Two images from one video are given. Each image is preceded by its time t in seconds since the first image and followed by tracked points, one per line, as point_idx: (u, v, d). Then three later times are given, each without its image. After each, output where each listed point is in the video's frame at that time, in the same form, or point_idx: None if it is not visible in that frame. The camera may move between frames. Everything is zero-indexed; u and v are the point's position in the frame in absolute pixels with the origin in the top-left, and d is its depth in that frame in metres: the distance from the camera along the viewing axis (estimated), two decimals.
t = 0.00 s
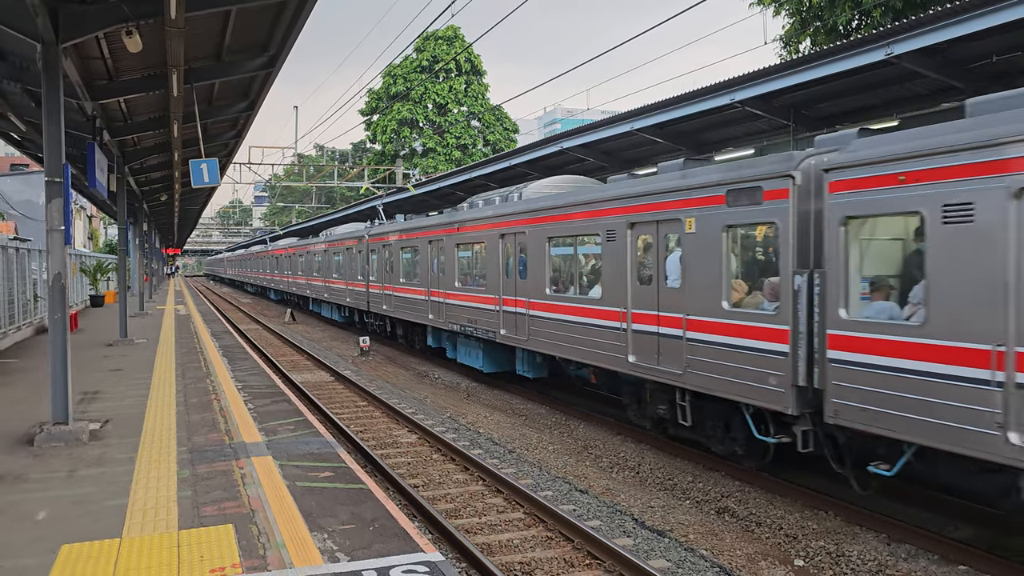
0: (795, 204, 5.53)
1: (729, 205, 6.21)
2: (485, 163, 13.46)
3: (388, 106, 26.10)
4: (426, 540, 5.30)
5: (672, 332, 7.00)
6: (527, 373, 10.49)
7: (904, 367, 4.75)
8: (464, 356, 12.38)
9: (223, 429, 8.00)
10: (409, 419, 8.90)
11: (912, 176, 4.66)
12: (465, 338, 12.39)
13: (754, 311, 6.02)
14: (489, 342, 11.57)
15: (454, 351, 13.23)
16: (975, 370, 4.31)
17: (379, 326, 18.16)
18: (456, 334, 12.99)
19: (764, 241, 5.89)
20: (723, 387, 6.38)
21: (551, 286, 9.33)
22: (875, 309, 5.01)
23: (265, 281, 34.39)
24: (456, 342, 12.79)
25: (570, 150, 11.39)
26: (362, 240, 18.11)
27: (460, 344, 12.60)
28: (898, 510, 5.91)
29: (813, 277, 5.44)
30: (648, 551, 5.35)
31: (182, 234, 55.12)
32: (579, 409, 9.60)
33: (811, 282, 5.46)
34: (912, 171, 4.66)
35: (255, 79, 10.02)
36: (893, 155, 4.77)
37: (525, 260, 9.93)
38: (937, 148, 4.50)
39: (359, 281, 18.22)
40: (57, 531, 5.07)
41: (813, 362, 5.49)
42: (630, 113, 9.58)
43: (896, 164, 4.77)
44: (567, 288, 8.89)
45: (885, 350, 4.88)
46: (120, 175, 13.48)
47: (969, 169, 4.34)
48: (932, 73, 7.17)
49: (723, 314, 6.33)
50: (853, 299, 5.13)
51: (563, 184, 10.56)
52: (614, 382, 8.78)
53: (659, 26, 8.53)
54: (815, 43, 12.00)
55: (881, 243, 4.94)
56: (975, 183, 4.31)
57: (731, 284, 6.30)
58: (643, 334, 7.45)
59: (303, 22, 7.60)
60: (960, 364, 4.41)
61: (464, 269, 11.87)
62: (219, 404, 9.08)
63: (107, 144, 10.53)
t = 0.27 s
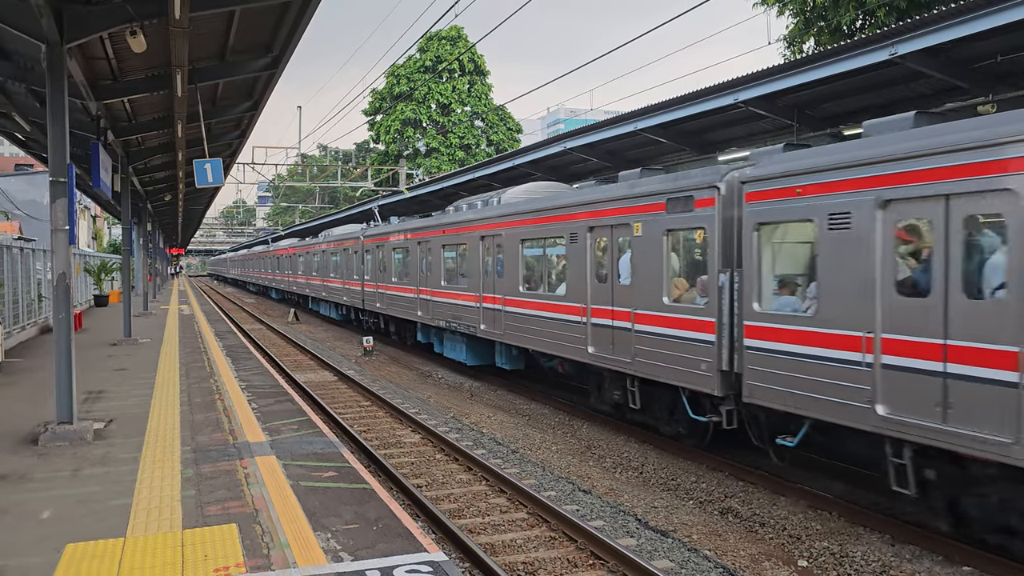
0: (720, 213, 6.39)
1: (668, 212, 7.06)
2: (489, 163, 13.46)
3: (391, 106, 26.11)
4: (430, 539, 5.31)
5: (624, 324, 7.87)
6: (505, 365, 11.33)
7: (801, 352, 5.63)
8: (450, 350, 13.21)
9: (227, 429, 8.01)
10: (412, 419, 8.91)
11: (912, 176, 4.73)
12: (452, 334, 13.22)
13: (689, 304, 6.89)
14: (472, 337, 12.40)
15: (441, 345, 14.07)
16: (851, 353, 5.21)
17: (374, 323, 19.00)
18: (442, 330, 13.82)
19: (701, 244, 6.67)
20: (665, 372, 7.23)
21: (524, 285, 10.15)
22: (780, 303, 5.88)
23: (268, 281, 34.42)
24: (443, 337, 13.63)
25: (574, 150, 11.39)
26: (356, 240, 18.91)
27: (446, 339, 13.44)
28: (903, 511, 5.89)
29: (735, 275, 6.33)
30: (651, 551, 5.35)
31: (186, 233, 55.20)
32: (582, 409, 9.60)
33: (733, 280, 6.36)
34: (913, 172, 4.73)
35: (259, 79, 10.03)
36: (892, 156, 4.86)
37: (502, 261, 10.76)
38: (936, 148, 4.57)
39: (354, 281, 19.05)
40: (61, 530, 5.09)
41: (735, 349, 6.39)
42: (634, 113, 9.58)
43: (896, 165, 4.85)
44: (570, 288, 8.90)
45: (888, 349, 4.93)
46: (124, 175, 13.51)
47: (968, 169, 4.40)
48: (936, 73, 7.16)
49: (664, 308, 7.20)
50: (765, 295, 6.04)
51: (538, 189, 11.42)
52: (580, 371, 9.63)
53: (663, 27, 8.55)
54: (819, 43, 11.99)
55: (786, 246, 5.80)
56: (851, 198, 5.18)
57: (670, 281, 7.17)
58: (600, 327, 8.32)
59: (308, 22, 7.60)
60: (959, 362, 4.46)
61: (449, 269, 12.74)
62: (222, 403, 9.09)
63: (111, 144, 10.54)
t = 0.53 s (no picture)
0: (659, 219, 7.24)
1: (619, 216, 7.92)
2: (492, 163, 13.45)
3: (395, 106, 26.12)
4: (433, 539, 5.31)
5: (584, 318, 8.72)
6: (487, 358, 12.12)
7: (723, 340, 6.45)
8: (438, 346, 13.96)
9: (230, 429, 8.01)
10: (415, 419, 8.91)
11: (914, 176, 4.72)
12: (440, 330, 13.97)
13: (637, 299, 7.72)
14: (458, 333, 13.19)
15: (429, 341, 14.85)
16: (760, 340, 6.08)
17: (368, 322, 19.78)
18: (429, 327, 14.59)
19: (650, 246, 7.47)
20: (619, 360, 8.05)
21: (501, 283, 10.90)
22: (708, 298, 6.69)
23: (272, 281, 34.47)
24: (431, 333, 14.37)
25: (578, 150, 11.39)
26: (351, 241, 19.62)
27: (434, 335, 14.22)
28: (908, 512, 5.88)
29: (671, 274, 7.16)
30: (655, 551, 5.35)
31: (190, 234, 55.30)
32: (586, 409, 9.61)
33: (670, 278, 7.20)
34: (915, 172, 4.72)
35: (263, 79, 10.04)
36: (894, 156, 4.86)
37: (482, 261, 11.52)
38: (938, 149, 4.56)
39: (351, 280, 19.59)
40: (66, 529, 5.10)
41: (672, 339, 7.23)
42: (638, 113, 9.57)
43: (897, 165, 4.85)
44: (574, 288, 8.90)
45: (892, 350, 4.91)
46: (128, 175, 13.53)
47: (969, 169, 4.39)
48: (940, 73, 7.15)
49: (616, 303, 8.03)
50: (694, 290, 6.86)
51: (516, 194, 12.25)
52: (551, 362, 10.37)
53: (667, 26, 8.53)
54: (823, 43, 11.97)
55: (714, 249, 6.60)
56: (757, 208, 6.05)
57: (622, 279, 7.99)
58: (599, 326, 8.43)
59: (312, 22, 7.61)
60: (960, 364, 4.46)
61: (436, 268, 13.49)
62: (226, 403, 9.10)
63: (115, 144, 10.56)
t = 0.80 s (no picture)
0: (609, 224, 8.12)
1: (578, 221, 8.74)
2: (496, 163, 13.44)
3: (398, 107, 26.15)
4: (436, 540, 5.31)
5: (549, 313, 9.51)
6: (468, 351, 12.84)
7: (661, 331, 7.29)
8: (427, 341, 14.64)
9: (234, 428, 8.03)
10: (419, 419, 8.92)
11: (918, 176, 4.64)
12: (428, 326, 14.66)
13: (593, 296, 8.52)
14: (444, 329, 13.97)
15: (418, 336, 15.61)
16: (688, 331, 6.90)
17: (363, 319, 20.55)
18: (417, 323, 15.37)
19: (602, 248, 8.31)
20: (579, 351, 8.85)
21: (480, 282, 11.64)
22: (651, 294, 7.51)
23: (275, 281, 34.52)
24: (421, 329, 15.15)
25: (581, 150, 11.39)
26: (347, 242, 20.31)
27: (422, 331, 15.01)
28: (912, 512, 5.88)
29: (621, 273, 8.02)
30: (658, 552, 5.35)
31: (192, 233, 55.35)
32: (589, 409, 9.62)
33: (621, 276, 8.05)
34: (918, 172, 4.65)
35: (266, 79, 10.03)
36: (898, 156, 4.77)
37: (465, 261, 12.21)
38: (942, 148, 4.49)
39: (349, 280, 20.00)
40: (70, 528, 5.11)
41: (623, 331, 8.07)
42: (641, 113, 9.56)
43: (901, 164, 4.76)
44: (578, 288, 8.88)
45: (895, 351, 4.85)
46: (132, 175, 13.56)
47: (974, 169, 4.31)
48: (945, 73, 7.14)
49: (576, 299, 8.80)
50: (639, 287, 7.71)
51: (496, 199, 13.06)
52: (525, 354, 11.17)
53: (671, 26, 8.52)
54: (827, 43, 11.96)
55: (656, 251, 7.40)
56: (684, 215, 6.92)
57: (582, 277, 8.75)
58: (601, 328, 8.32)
59: (316, 22, 7.62)
60: (961, 364, 4.41)
61: (425, 268, 14.14)
62: (230, 403, 9.11)
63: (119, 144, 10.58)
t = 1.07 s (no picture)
0: (570, 229, 9.03)
1: (545, 225, 9.67)
2: (498, 163, 13.43)
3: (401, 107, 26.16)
4: (440, 539, 5.32)
5: (520, 309, 10.41)
6: (454, 346, 13.65)
7: (613, 325, 8.19)
8: (416, 337, 15.53)
9: (237, 428, 8.04)
10: (421, 419, 8.93)
11: (921, 176, 4.67)
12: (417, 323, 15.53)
13: (559, 294, 9.43)
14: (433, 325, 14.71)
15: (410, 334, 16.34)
16: (631, 323, 7.85)
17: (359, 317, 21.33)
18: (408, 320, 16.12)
19: (564, 249, 9.27)
20: (545, 343, 9.76)
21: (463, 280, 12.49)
22: (604, 291, 8.43)
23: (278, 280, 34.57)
24: (411, 326, 15.90)
25: (584, 150, 11.38)
26: (345, 243, 21.06)
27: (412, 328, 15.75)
28: (915, 513, 5.87)
29: (580, 272, 8.95)
30: (661, 552, 5.35)
31: (196, 233, 55.40)
32: (591, 409, 9.62)
33: (579, 276, 8.98)
34: (921, 172, 4.66)
35: (270, 79, 10.04)
36: (902, 156, 4.80)
37: (449, 261, 13.06)
38: (946, 148, 4.50)
39: (350, 280, 20.33)
40: (75, 527, 5.13)
41: (581, 324, 9.01)
42: (644, 113, 9.56)
43: (904, 165, 4.78)
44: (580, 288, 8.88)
45: (894, 350, 4.90)
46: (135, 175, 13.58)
47: (976, 169, 4.34)
48: (948, 73, 7.13)
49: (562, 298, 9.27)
50: (595, 285, 8.61)
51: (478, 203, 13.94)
52: (503, 347, 12.01)
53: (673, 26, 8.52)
54: (830, 43, 11.95)
55: (608, 253, 8.32)
56: (628, 222, 7.87)
57: (549, 276, 9.64)
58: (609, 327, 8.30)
59: (319, 22, 7.62)
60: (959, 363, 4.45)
61: (414, 268, 15.01)
62: (233, 403, 9.12)
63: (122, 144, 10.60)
